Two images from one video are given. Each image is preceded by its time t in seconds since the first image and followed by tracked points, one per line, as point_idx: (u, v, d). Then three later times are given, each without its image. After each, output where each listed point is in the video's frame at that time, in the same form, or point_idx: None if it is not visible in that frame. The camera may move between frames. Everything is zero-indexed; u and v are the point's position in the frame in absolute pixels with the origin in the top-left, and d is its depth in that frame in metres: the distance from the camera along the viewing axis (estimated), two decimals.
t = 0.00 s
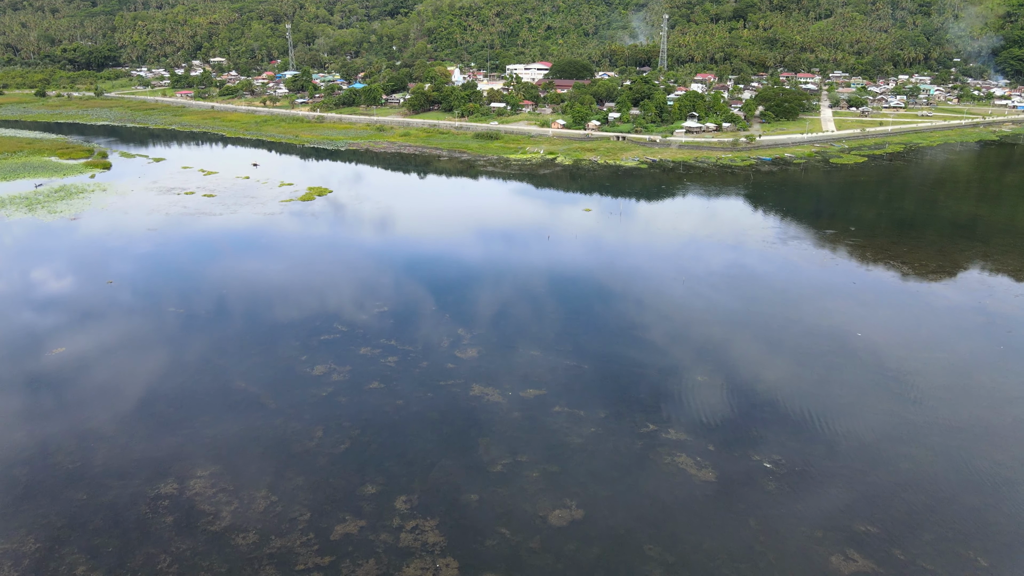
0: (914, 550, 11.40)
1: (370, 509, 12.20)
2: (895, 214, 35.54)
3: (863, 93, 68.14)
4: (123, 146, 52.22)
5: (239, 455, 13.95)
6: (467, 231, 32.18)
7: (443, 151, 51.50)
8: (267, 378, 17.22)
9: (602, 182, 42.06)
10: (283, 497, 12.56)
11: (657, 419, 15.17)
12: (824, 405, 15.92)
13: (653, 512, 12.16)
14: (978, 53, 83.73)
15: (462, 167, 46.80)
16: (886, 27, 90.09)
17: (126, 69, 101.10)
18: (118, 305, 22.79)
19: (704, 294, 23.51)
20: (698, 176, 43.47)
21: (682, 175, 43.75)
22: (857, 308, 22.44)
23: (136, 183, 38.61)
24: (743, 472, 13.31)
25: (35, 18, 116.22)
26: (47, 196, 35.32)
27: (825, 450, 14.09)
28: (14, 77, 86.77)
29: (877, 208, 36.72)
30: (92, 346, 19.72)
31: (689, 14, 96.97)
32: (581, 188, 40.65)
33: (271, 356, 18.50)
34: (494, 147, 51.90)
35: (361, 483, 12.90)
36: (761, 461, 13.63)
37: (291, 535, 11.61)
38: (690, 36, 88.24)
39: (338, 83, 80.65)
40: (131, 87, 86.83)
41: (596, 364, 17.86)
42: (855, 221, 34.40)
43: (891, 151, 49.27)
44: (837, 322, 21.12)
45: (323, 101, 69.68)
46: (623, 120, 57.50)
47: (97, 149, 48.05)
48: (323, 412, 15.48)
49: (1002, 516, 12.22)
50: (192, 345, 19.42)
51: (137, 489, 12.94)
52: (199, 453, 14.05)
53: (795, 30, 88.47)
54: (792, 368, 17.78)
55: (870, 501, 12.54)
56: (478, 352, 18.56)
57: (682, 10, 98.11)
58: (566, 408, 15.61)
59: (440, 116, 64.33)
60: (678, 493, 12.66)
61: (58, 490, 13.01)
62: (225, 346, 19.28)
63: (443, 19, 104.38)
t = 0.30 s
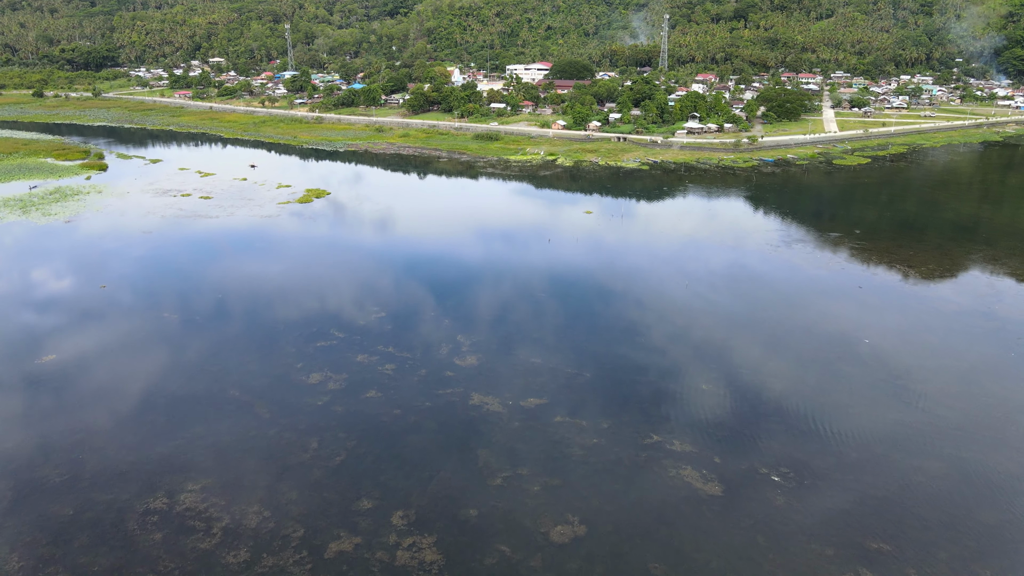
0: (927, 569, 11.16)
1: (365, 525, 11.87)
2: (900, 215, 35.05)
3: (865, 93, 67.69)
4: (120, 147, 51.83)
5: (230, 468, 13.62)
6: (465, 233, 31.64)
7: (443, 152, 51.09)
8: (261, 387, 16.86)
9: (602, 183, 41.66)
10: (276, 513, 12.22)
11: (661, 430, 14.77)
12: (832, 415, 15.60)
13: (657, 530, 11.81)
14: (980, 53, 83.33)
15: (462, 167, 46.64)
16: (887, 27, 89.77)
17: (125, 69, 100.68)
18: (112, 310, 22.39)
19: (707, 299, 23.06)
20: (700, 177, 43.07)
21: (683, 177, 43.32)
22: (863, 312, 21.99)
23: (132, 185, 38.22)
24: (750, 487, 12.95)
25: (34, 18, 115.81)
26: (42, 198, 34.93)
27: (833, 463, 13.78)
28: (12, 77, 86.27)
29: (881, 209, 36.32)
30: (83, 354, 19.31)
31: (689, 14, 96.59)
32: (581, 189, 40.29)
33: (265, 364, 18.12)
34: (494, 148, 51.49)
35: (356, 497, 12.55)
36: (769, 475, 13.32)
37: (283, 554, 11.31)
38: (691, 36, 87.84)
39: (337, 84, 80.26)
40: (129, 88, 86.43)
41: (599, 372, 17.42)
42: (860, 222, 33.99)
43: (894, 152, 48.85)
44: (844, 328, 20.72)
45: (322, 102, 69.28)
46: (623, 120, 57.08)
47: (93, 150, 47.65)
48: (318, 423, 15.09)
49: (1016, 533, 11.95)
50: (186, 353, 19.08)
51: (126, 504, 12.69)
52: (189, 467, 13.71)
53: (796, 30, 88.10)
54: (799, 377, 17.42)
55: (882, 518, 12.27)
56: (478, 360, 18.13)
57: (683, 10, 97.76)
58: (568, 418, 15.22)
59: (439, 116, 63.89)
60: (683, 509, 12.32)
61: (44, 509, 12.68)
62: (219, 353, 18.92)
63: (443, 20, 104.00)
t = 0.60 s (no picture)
0: None
1: (361, 542, 11.56)
2: (905, 217, 34.59)
3: (868, 94, 67.30)
4: (117, 147, 51.45)
5: (223, 482, 13.33)
6: (462, 236, 31.04)
7: (442, 154, 50.66)
8: (255, 396, 16.51)
9: (602, 184, 41.24)
10: (269, 531, 11.93)
11: (665, 441, 14.41)
12: (841, 429, 15.24)
13: (661, 547, 11.49)
14: (982, 53, 82.94)
15: (462, 167, 46.53)
16: (889, 27, 89.34)
17: (123, 70, 100.29)
18: (105, 317, 22.05)
19: (711, 305, 22.60)
20: (702, 178, 42.62)
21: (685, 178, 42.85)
22: (870, 319, 21.53)
23: (127, 186, 37.82)
24: (759, 503, 12.59)
25: (32, 18, 115.35)
26: (37, 200, 34.55)
27: (843, 477, 13.47)
28: (9, 78, 85.85)
29: (886, 210, 35.89)
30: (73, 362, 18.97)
31: (690, 14, 96.14)
32: (582, 190, 39.92)
33: (260, 373, 17.76)
34: (494, 149, 51.08)
35: (352, 513, 12.24)
36: (777, 490, 13.00)
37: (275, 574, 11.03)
38: (692, 36, 87.45)
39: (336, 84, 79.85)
40: (127, 88, 86.02)
41: (601, 381, 17.04)
42: (864, 224, 33.52)
43: (898, 153, 48.45)
44: (851, 335, 20.30)
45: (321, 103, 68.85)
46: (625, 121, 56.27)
47: (89, 151, 47.26)
48: (313, 434, 14.75)
49: None
50: (179, 360, 18.77)
51: (113, 520, 12.45)
52: (180, 481, 13.42)
53: (797, 30, 87.71)
54: (806, 388, 17.06)
55: (896, 536, 11.97)
56: (478, 368, 17.72)
57: (683, 10, 97.34)
58: (570, 428, 14.84)
59: (439, 117, 63.45)
60: (688, 524, 12.00)
61: (30, 526, 12.42)
62: (213, 361, 18.56)
63: (443, 20, 103.60)
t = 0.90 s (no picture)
0: None
1: (356, 560, 11.24)
2: (910, 218, 34.15)
3: (870, 94, 66.91)
4: (114, 148, 51.09)
5: (214, 496, 12.98)
6: (460, 238, 30.49)
7: (441, 155, 50.21)
8: (248, 406, 16.14)
9: (603, 184, 40.94)
10: (262, 548, 11.60)
11: (671, 453, 14.03)
12: (850, 439, 14.87)
13: (665, 566, 11.17)
14: (984, 53, 82.66)
15: (462, 168, 46.34)
16: (890, 27, 88.97)
17: (121, 70, 99.92)
18: (98, 322, 21.67)
19: (714, 309, 22.11)
20: (704, 180, 42.20)
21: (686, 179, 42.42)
22: (876, 324, 21.09)
23: (123, 188, 37.41)
24: (768, 519, 12.24)
25: (31, 18, 114.98)
26: (31, 202, 34.14)
27: (853, 491, 13.13)
28: (7, 78, 85.49)
29: (890, 212, 35.47)
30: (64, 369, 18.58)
31: (690, 14, 95.68)
32: (583, 191, 39.65)
33: (254, 381, 17.38)
34: (494, 150, 50.66)
35: (347, 529, 11.90)
36: (786, 504, 12.66)
37: None
38: (692, 36, 87.11)
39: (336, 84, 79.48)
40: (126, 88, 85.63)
41: (604, 390, 16.65)
42: (869, 225, 33.06)
43: (901, 154, 48.06)
44: (858, 341, 19.87)
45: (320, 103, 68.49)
46: (625, 123, 55.84)
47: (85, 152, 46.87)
48: (308, 445, 14.38)
49: None
50: (171, 367, 18.41)
51: (100, 537, 12.14)
52: (171, 496, 13.09)
53: (798, 31, 87.35)
54: (813, 396, 16.66)
55: (908, 554, 11.66)
56: (477, 375, 17.32)
57: (684, 10, 97.00)
58: (572, 439, 14.45)
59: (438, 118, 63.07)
60: (693, 542, 11.68)
61: (16, 543, 12.08)
62: (206, 369, 18.18)
63: (442, 20, 103.19)
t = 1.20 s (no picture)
0: None
1: None
2: (915, 220, 33.68)
3: (872, 95, 66.50)
4: (111, 149, 50.69)
5: (204, 512, 12.63)
6: (458, 241, 29.94)
7: (441, 156, 49.78)
8: (241, 416, 15.75)
9: (604, 186, 40.56)
10: (253, 567, 11.28)
11: (675, 466, 13.66)
12: (861, 451, 14.47)
13: None
14: (986, 53, 82.31)
15: (461, 169, 46.00)
16: (892, 28, 88.55)
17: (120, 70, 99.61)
18: (89, 328, 21.26)
19: (719, 315, 21.65)
20: (706, 181, 41.73)
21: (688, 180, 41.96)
22: (884, 330, 20.64)
23: (119, 190, 37.00)
24: (778, 536, 11.92)
25: (29, 18, 114.71)
26: (25, 205, 33.75)
27: (864, 504, 12.81)
28: (5, 78, 85.18)
29: (895, 213, 35.04)
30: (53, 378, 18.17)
31: (691, 14, 95.27)
32: (583, 192, 39.27)
33: (248, 390, 16.98)
34: (494, 151, 50.26)
35: (342, 547, 11.58)
36: (795, 520, 12.32)
37: None
38: (693, 36, 86.74)
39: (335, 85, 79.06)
40: (124, 89, 85.28)
41: (606, 399, 16.25)
42: (874, 227, 32.58)
43: (904, 155, 47.65)
44: (866, 348, 19.44)
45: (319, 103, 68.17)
46: (626, 123, 55.43)
47: (81, 154, 46.51)
48: (301, 457, 14.01)
49: None
50: (163, 375, 18.03)
51: (85, 555, 11.80)
52: (159, 512, 12.73)
53: (799, 31, 86.93)
54: (821, 406, 16.30)
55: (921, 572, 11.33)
56: (476, 385, 16.85)
57: (685, 9, 96.58)
58: (573, 451, 14.09)
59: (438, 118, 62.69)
60: (699, 560, 11.35)
61: None
62: (198, 377, 17.77)
63: (442, 20, 102.81)
